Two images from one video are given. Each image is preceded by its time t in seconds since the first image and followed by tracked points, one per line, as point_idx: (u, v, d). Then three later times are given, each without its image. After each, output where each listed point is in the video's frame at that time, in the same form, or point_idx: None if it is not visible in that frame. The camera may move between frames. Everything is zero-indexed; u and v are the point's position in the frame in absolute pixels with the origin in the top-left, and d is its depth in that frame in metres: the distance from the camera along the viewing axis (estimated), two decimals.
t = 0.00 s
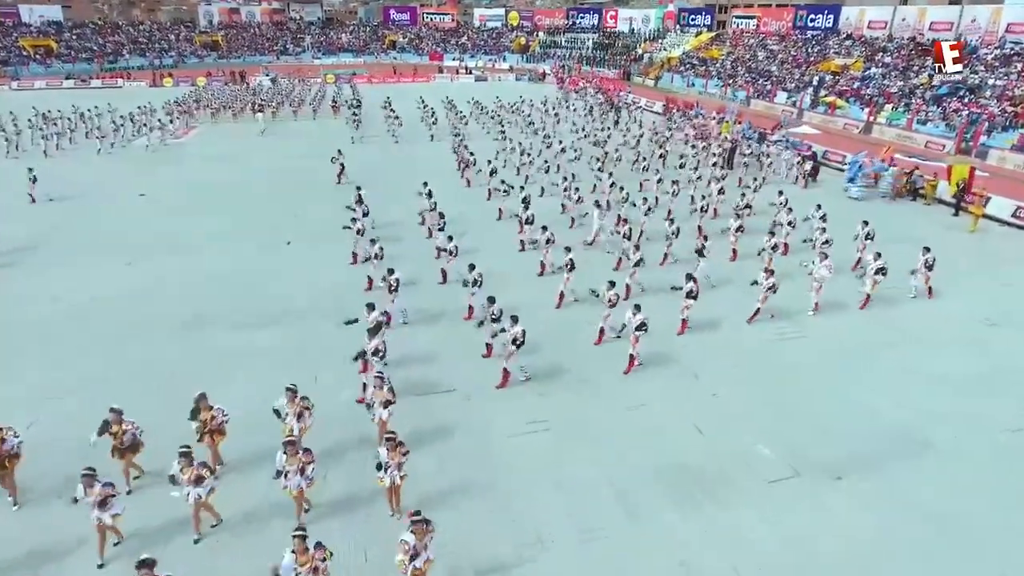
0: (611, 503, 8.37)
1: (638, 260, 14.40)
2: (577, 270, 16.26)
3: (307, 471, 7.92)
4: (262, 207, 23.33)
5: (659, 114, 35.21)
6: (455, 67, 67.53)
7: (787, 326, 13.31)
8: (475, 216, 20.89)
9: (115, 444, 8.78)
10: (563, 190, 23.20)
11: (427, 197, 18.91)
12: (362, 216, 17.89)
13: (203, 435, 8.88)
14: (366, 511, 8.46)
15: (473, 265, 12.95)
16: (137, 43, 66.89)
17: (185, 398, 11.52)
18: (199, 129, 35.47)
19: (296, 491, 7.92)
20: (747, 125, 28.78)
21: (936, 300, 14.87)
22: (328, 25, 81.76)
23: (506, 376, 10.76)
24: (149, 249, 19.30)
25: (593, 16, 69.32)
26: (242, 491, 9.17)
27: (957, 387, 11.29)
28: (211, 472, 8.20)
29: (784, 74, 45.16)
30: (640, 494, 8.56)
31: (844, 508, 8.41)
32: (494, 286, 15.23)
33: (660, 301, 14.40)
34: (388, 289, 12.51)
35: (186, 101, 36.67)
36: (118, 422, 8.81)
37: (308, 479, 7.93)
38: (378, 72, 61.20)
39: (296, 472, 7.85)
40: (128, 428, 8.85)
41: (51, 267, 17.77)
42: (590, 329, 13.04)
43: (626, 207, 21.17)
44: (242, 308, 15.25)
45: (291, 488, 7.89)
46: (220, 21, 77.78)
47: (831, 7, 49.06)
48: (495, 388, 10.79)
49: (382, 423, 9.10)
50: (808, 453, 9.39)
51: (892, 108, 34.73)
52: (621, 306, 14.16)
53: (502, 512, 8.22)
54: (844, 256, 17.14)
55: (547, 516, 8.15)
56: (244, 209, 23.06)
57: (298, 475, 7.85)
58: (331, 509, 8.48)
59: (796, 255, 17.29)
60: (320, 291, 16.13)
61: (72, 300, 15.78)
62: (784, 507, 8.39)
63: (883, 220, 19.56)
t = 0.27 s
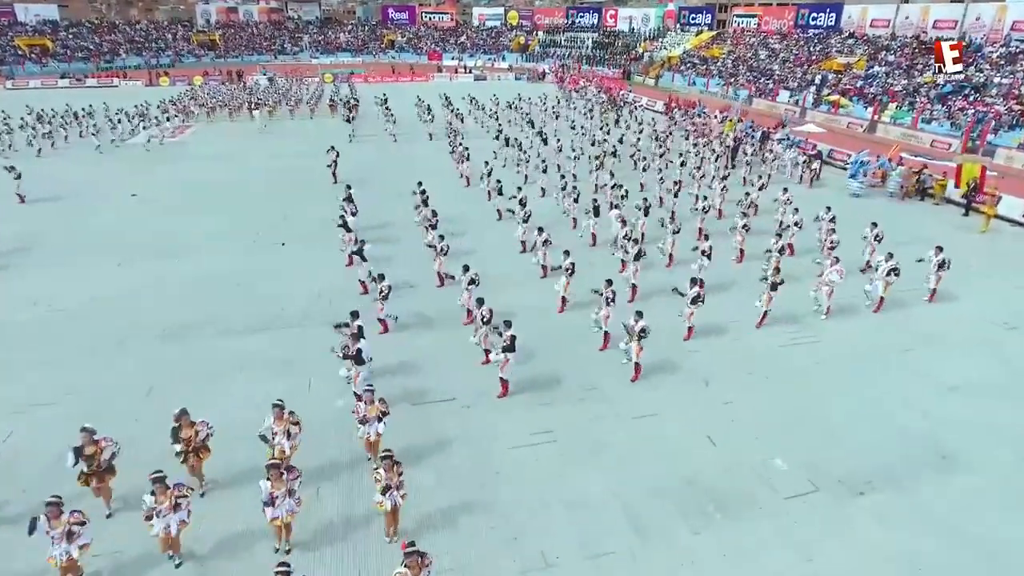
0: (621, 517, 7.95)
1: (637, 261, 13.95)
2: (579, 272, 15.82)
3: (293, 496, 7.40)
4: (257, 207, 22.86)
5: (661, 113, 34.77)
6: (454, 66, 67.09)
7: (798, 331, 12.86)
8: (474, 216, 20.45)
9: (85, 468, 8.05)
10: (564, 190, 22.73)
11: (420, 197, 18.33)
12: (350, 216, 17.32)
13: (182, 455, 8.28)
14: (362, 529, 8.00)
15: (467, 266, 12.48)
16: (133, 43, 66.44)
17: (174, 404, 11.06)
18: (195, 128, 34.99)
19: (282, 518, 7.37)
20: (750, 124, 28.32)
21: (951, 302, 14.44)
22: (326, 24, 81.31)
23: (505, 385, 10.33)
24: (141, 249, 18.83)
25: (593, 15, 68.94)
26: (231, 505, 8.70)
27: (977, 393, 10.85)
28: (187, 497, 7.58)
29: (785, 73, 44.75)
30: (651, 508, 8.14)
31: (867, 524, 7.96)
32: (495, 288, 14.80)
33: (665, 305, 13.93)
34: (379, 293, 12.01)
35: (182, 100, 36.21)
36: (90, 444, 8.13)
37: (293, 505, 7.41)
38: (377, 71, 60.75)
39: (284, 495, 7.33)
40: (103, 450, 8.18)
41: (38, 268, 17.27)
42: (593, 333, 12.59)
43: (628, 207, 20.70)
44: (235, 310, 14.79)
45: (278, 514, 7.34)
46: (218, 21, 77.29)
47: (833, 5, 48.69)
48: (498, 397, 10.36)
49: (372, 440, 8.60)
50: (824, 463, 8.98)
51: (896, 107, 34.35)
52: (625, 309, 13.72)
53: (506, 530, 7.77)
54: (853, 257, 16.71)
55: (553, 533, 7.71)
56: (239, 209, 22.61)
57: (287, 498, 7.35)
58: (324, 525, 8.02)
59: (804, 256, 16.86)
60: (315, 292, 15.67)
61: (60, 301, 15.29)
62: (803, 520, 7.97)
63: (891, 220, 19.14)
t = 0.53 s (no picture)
0: (632, 544, 7.47)
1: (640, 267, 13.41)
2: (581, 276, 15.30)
3: (274, 531, 6.86)
4: (251, 209, 22.34)
5: (661, 113, 34.33)
6: (452, 66, 66.62)
7: (813, 337, 12.39)
8: (474, 218, 19.96)
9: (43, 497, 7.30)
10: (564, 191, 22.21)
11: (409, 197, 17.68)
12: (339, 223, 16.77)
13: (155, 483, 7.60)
14: (357, 556, 7.54)
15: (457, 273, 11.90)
16: (130, 42, 65.93)
17: (160, 416, 10.54)
18: (190, 128, 34.47)
19: (265, 554, 6.83)
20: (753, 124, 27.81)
21: (968, 307, 13.98)
22: (323, 24, 80.84)
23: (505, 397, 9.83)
24: (131, 252, 18.30)
25: (593, 15, 68.53)
26: (218, 528, 8.21)
27: (1001, 406, 10.43)
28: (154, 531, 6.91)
29: (787, 73, 44.30)
30: (663, 531, 7.68)
31: (896, 549, 7.55)
32: (495, 294, 14.30)
33: (670, 311, 13.44)
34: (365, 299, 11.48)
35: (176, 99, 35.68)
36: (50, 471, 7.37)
37: (275, 541, 6.87)
38: (374, 71, 60.22)
39: (267, 530, 6.78)
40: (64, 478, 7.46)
41: (26, 271, 16.76)
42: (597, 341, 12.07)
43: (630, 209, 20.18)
44: (225, 315, 14.28)
45: (260, 551, 6.80)
46: (215, 20, 76.80)
47: (835, 3, 48.30)
48: (500, 410, 9.89)
49: (359, 463, 8.04)
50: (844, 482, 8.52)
51: (901, 106, 33.95)
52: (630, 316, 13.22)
53: (512, 557, 7.31)
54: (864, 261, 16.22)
55: (562, 560, 7.25)
56: (233, 210, 22.10)
57: (270, 534, 6.82)
58: (313, 554, 7.54)
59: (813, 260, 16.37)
60: (309, 296, 15.16)
61: (45, 305, 14.77)
62: (825, 545, 7.52)
63: (902, 223, 18.67)
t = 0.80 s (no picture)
0: (641, 572, 7.08)
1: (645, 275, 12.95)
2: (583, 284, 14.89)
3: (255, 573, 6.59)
4: (247, 214, 21.99)
5: (664, 114, 33.91)
6: (452, 66, 66.26)
7: (824, 347, 12.00)
8: (473, 223, 19.57)
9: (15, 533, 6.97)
10: (565, 194, 21.79)
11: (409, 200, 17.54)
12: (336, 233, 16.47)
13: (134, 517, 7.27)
14: None
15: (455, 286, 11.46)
16: (127, 42, 65.55)
17: (148, 436, 10.20)
18: (186, 129, 34.10)
19: None
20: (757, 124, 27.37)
21: (983, 314, 13.57)
22: (322, 23, 80.40)
23: (506, 412, 9.49)
24: (123, 258, 17.95)
25: (593, 15, 68.13)
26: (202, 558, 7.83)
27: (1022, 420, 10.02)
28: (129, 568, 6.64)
29: (790, 73, 43.90)
30: (671, 559, 7.28)
31: None
32: (496, 302, 13.91)
33: (676, 321, 13.04)
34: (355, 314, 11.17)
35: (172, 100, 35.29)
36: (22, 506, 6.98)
37: None
38: (373, 71, 59.80)
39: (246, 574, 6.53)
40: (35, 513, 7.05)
41: (14, 279, 16.39)
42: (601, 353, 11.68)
43: (633, 213, 19.76)
44: (219, 326, 13.93)
45: None
46: (213, 20, 76.49)
47: (838, 3, 47.88)
48: (501, 426, 9.53)
49: (349, 493, 7.71)
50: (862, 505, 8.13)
51: (905, 107, 33.55)
52: (634, 326, 12.83)
53: None
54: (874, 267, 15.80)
55: None
56: (229, 214, 21.75)
57: None
58: None
59: (821, 266, 15.96)
60: (304, 306, 14.79)
61: (32, 316, 14.39)
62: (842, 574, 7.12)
63: (911, 227, 18.26)
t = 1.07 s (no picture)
0: None
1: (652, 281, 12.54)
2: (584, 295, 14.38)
3: None
4: (240, 219, 21.51)
5: (665, 115, 33.42)
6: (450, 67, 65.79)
7: (837, 363, 11.55)
8: (472, 230, 19.09)
9: None
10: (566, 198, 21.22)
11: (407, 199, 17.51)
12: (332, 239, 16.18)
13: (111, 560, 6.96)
14: None
15: (453, 291, 11.50)
16: (123, 43, 65.06)
17: (133, 466, 9.74)
18: (180, 130, 33.64)
19: None
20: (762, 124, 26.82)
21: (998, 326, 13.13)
22: (320, 24, 79.93)
23: (507, 436, 9.19)
24: (111, 266, 17.47)
25: (592, 15, 67.70)
26: None
27: None
28: None
29: (791, 74, 43.48)
30: None
31: None
32: (495, 315, 13.44)
33: (683, 334, 12.56)
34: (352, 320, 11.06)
35: (165, 102, 34.77)
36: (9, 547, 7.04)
37: None
38: (371, 72, 59.30)
39: None
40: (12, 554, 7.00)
41: None
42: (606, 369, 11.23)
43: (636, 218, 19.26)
44: (209, 340, 13.50)
45: None
46: (210, 20, 75.91)
47: (840, 3, 47.46)
48: (501, 449, 9.25)
49: (344, 535, 7.20)
50: (890, 538, 7.67)
51: (909, 108, 33.15)
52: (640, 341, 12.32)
53: None
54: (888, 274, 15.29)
55: None
56: (221, 220, 21.28)
57: None
58: None
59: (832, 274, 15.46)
60: (297, 319, 14.36)
61: (16, 330, 13.93)
62: None
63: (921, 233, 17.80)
